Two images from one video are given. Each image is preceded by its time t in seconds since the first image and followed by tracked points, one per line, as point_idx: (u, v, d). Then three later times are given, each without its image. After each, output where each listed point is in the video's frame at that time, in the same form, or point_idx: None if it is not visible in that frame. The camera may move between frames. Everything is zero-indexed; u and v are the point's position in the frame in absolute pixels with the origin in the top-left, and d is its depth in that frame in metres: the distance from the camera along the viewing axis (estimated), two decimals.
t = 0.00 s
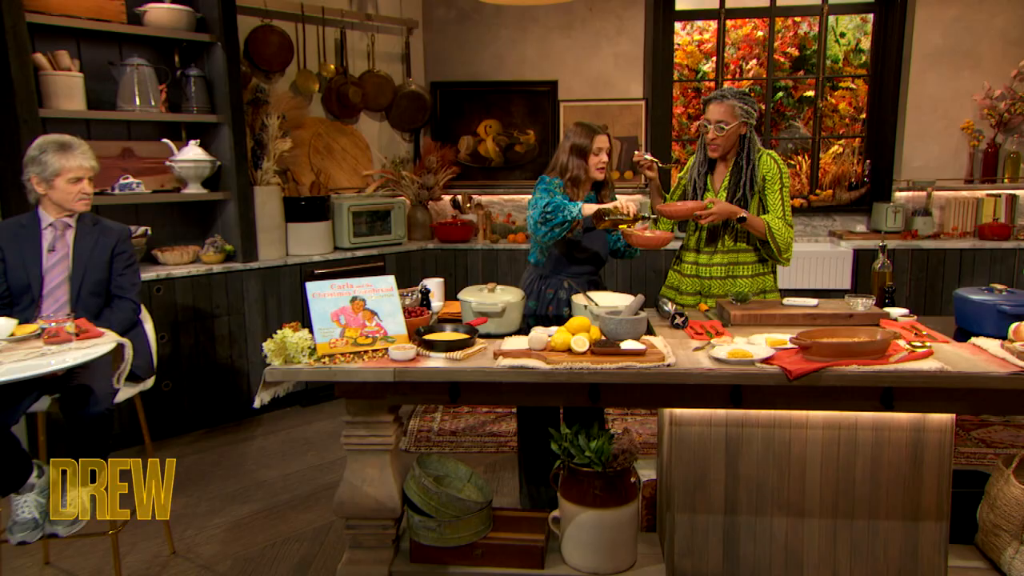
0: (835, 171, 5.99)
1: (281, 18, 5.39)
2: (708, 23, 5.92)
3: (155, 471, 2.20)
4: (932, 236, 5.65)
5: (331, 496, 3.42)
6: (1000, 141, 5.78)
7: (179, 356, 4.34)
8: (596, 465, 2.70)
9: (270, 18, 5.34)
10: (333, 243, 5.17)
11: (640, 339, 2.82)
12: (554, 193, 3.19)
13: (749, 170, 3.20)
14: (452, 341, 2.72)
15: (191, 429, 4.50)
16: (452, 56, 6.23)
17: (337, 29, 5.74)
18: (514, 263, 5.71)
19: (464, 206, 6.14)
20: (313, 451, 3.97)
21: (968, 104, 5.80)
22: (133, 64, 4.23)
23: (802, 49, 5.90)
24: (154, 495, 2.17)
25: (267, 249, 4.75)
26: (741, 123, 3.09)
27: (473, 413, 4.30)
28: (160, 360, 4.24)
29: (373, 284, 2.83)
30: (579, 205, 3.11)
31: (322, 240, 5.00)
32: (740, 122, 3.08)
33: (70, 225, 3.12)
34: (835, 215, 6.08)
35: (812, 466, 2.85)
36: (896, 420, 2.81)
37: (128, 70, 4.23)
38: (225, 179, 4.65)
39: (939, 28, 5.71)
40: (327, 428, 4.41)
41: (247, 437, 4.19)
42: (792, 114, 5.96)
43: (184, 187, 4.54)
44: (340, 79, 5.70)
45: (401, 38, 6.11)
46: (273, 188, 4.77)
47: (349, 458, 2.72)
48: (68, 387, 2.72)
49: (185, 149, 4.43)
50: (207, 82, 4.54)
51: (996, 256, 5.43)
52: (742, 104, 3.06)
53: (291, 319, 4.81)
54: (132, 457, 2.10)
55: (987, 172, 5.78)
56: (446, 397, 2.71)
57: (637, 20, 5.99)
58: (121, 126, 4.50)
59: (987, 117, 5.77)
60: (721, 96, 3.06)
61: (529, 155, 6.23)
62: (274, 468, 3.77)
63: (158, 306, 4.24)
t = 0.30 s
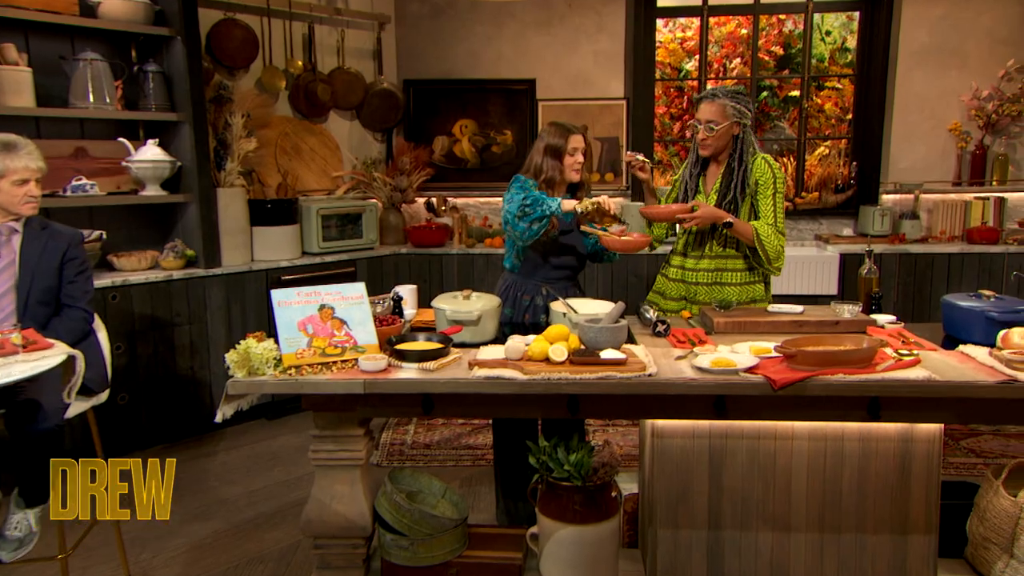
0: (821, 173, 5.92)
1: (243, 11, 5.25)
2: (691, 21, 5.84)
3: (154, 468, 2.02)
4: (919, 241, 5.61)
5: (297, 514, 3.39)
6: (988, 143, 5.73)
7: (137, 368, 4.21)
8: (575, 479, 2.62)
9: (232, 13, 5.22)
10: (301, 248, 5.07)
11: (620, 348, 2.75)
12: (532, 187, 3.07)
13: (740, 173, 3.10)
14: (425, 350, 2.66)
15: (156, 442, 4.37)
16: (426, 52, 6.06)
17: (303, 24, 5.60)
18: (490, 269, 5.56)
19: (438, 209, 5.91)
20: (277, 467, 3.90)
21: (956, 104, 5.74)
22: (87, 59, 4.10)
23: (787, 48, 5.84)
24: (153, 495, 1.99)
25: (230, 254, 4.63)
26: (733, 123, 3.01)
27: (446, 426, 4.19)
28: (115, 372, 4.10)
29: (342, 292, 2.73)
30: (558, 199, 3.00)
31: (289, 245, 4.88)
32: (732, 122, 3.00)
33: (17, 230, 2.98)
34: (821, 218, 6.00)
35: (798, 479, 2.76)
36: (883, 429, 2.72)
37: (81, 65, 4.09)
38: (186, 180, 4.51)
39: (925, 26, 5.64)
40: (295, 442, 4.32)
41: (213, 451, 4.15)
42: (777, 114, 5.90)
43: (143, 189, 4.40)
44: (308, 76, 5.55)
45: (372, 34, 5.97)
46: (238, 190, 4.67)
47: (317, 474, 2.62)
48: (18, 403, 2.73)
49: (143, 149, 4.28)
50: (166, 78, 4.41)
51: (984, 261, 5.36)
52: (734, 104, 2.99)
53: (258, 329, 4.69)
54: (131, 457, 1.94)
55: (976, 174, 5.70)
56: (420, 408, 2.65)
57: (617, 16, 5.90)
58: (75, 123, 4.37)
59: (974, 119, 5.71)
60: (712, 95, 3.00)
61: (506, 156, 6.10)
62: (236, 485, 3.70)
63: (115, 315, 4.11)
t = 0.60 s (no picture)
0: (810, 174, 5.85)
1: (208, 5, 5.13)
2: (675, 17, 5.75)
3: (153, 470, 2.07)
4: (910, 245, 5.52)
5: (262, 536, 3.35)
6: (980, 143, 5.66)
7: (94, 380, 4.09)
8: (557, 493, 2.53)
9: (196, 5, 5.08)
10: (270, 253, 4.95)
11: (603, 357, 2.68)
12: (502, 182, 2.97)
13: (740, 175, 3.03)
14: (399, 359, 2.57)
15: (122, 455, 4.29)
16: (402, 48, 5.90)
17: (271, 17, 5.48)
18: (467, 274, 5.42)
19: (414, 212, 5.81)
20: (242, 484, 3.87)
21: (947, 104, 5.66)
22: (40, 54, 3.96)
23: (774, 45, 5.75)
24: (154, 495, 2.04)
25: (195, 260, 4.49)
26: (733, 123, 2.95)
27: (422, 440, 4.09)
28: (69, 384, 3.99)
29: (312, 299, 2.63)
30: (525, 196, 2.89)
31: (257, 249, 4.76)
32: (732, 121, 2.93)
33: None
34: (810, 222, 5.92)
35: (787, 492, 2.67)
36: (874, 440, 2.64)
37: (34, 59, 3.95)
38: (147, 181, 4.37)
39: (916, 24, 5.57)
40: (260, 456, 4.24)
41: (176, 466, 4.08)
42: (765, 113, 5.82)
43: (100, 190, 4.27)
44: (275, 73, 5.43)
45: (344, 29, 5.81)
46: (203, 192, 4.53)
47: (286, 490, 2.52)
48: None
49: (101, 148, 4.17)
50: (126, 74, 4.28)
51: (976, 265, 5.28)
52: (735, 103, 2.91)
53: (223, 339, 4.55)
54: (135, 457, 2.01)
55: (967, 176, 5.67)
56: (395, 421, 2.56)
57: (599, 13, 5.79)
58: (29, 121, 4.23)
59: (966, 119, 5.64)
60: (712, 93, 2.92)
61: (486, 157, 5.97)
62: (198, 503, 3.67)
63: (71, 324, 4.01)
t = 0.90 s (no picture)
0: (802, 175, 5.76)
1: None
2: (661, 13, 5.65)
3: (153, 471, 2.26)
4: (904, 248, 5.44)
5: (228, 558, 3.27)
6: (974, 143, 5.60)
7: (50, 393, 3.95)
8: (540, 509, 2.45)
9: None
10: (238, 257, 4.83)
11: (587, 367, 2.59)
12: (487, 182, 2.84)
13: (740, 179, 2.97)
14: (374, 370, 2.48)
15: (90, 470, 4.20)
16: (380, 44, 5.77)
17: (240, 10, 5.32)
18: (446, 280, 5.30)
19: (391, 215, 5.70)
20: (208, 502, 3.80)
21: (940, 103, 5.60)
22: None
23: (764, 41, 5.64)
24: (154, 494, 2.23)
25: (158, 266, 4.38)
26: (734, 124, 2.90)
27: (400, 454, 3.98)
28: (23, 399, 3.84)
29: (282, 307, 2.53)
30: (511, 197, 2.77)
31: (224, 254, 4.64)
32: (732, 123, 2.89)
33: None
34: (801, 224, 5.82)
35: (778, 506, 2.58)
36: (868, 451, 2.56)
37: None
38: (107, 182, 4.23)
39: (908, 20, 5.51)
40: (228, 472, 4.15)
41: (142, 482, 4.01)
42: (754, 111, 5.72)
43: (56, 192, 4.12)
44: (245, 69, 5.29)
45: (317, 23, 5.68)
46: (168, 194, 4.40)
47: (255, 508, 2.43)
48: None
49: (58, 147, 4.03)
50: (84, 70, 4.14)
51: (971, 269, 5.20)
52: (736, 103, 2.86)
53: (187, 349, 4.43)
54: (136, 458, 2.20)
55: (961, 177, 5.60)
56: (370, 434, 2.47)
57: (583, 9, 5.68)
58: None
59: (960, 118, 5.57)
60: (712, 92, 2.87)
61: (466, 156, 5.83)
62: (164, 522, 3.61)
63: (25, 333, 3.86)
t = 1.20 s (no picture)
0: (794, 175, 5.60)
1: None
2: (648, 6, 5.51)
3: (153, 472, 2.28)
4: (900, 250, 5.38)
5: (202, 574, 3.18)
6: (972, 142, 5.55)
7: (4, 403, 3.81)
8: (524, 524, 2.36)
9: None
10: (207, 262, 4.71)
11: (572, 375, 2.50)
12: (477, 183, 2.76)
13: (739, 181, 2.91)
14: (349, 379, 2.38)
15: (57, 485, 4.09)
16: (354, 38, 5.61)
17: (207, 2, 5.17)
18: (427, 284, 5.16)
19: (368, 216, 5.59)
20: (170, 520, 3.69)
21: (937, 99, 5.52)
22: None
23: (755, 36, 5.52)
24: (153, 494, 2.25)
25: (120, 270, 4.23)
26: (733, 124, 2.84)
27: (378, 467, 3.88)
28: None
29: (253, 313, 2.43)
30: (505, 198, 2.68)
31: (191, 257, 4.53)
32: (733, 122, 2.83)
33: None
34: (794, 225, 5.70)
35: (771, 519, 2.49)
36: (863, 462, 2.47)
37: None
38: (65, 182, 4.08)
39: (905, 14, 5.43)
40: (196, 486, 4.04)
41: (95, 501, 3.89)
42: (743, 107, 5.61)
43: (13, 192, 3.99)
44: (212, 62, 5.15)
45: (289, 16, 5.54)
46: (132, 194, 4.27)
47: (224, 525, 2.32)
48: None
49: (15, 145, 3.91)
50: (42, 63, 4.01)
51: (970, 270, 5.11)
52: (736, 102, 2.81)
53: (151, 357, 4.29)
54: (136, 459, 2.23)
55: (959, 176, 5.55)
56: (345, 446, 2.36)
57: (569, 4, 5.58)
58: None
59: (957, 115, 5.51)
60: (712, 90, 2.82)
61: (446, 156, 5.68)
62: (124, 542, 3.50)
63: None
